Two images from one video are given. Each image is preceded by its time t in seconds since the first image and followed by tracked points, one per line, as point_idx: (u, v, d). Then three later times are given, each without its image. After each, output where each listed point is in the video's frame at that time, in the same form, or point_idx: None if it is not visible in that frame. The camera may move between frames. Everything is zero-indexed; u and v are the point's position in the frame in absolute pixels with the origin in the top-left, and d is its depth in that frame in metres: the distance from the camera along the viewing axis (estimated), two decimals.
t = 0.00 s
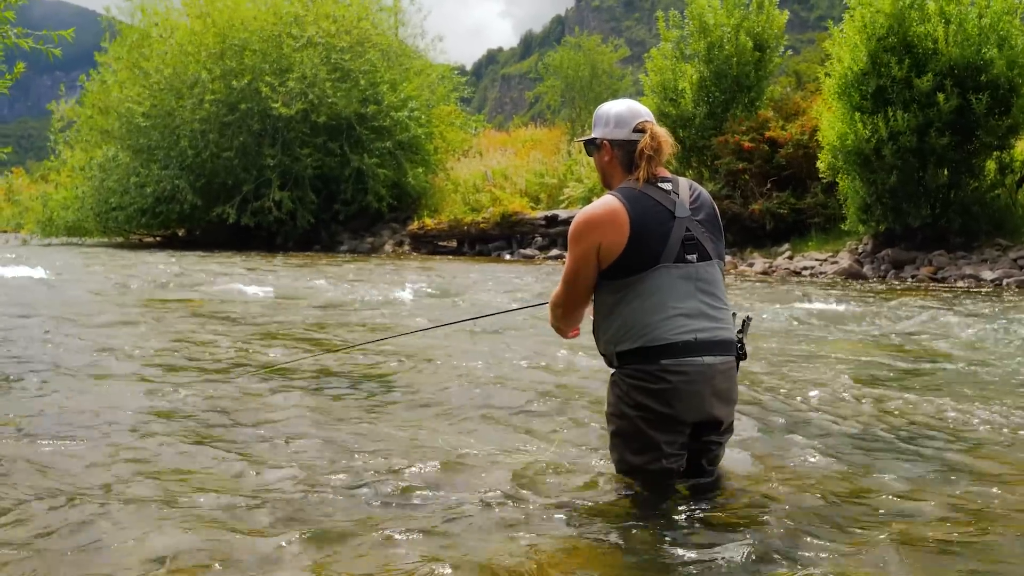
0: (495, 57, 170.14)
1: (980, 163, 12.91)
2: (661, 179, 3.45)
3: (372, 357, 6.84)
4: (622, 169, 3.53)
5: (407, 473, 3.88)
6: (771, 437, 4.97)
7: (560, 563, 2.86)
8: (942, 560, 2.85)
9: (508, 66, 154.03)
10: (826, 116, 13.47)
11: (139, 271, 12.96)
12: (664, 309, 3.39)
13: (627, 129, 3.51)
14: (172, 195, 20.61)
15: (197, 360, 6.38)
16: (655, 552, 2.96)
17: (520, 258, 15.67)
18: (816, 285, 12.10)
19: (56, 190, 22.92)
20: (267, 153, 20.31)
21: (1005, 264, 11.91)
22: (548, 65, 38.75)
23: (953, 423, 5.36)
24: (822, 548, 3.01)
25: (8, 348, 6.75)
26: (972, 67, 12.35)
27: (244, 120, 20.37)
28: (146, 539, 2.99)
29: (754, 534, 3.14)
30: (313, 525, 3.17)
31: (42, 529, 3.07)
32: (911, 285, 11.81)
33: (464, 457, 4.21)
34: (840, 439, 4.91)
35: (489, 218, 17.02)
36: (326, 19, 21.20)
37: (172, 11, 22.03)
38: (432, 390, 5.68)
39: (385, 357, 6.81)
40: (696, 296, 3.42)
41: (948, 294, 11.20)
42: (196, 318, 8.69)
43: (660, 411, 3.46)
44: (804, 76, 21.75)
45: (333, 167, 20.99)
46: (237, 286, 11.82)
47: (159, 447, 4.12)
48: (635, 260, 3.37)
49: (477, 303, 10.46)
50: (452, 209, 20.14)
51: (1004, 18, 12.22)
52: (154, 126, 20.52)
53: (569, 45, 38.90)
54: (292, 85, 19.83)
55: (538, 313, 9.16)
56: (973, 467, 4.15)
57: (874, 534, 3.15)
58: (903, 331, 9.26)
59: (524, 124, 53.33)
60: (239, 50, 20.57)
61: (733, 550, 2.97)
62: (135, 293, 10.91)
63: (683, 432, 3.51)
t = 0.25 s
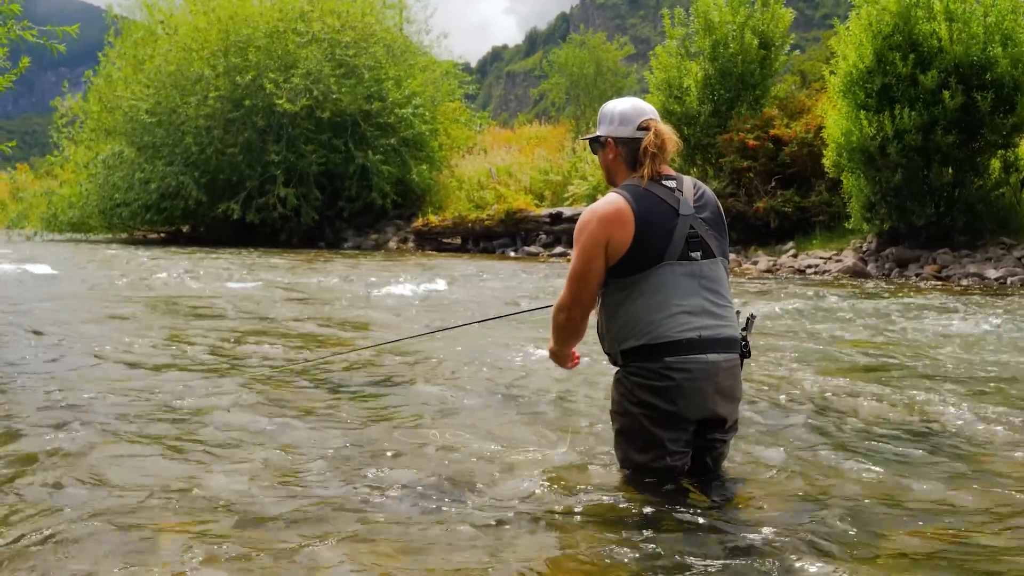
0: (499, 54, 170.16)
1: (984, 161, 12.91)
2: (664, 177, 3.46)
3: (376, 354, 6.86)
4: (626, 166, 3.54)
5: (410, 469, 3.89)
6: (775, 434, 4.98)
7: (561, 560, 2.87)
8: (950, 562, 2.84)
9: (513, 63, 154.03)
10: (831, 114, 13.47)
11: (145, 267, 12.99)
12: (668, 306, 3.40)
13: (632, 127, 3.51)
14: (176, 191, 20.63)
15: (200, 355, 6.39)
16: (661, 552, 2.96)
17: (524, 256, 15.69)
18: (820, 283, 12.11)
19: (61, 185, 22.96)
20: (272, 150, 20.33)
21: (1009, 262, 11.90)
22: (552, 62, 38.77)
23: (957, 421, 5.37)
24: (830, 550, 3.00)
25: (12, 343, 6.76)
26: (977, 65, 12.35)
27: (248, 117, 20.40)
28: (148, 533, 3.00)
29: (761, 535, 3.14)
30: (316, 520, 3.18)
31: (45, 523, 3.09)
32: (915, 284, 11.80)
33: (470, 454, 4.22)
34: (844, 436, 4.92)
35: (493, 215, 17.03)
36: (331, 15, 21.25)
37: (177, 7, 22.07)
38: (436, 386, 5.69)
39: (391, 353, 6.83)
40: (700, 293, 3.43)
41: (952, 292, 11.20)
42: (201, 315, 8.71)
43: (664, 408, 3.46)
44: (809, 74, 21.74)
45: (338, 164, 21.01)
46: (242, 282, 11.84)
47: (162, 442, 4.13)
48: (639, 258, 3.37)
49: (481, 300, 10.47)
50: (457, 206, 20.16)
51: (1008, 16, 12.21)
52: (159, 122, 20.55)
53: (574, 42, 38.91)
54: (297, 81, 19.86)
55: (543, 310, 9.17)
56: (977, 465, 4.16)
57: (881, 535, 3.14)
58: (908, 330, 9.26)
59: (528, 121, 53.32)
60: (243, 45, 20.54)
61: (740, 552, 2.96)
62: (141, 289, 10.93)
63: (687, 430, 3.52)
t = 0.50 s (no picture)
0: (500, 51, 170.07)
1: (983, 159, 12.91)
2: (661, 174, 3.46)
3: (373, 354, 6.86)
4: (623, 164, 3.54)
5: (404, 471, 3.90)
6: (772, 431, 4.98)
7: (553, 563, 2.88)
8: (950, 564, 2.83)
9: (513, 61, 154.03)
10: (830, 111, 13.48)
11: (144, 266, 12.98)
12: (663, 304, 3.40)
13: (629, 125, 3.52)
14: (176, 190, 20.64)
15: (196, 356, 6.39)
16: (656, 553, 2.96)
17: (523, 254, 15.69)
18: (819, 281, 12.11)
19: (60, 183, 22.96)
20: (271, 148, 20.32)
21: (1008, 260, 11.90)
22: (551, 59, 38.78)
23: (954, 418, 5.37)
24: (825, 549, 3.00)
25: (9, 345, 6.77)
26: (976, 63, 12.35)
27: (247, 115, 20.40)
28: (140, 540, 3.00)
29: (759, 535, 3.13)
30: (308, 527, 3.19)
31: (37, 530, 3.09)
32: (913, 281, 11.79)
33: (466, 454, 4.22)
34: (841, 434, 4.91)
35: (492, 213, 17.03)
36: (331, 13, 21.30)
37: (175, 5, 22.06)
38: (432, 387, 5.69)
39: (388, 353, 6.83)
40: (696, 290, 3.43)
41: (950, 289, 11.20)
42: (199, 314, 8.71)
43: (660, 406, 3.47)
44: (808, 71, 21.74)
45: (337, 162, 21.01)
46: (241, 280, 11.84)
47: (156, 445, 4.14)
48: (634, 254, 3.37)
49: (479, 298, 10.48)
50: (456, 203, 20.17)
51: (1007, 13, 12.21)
52: (158, 121, 20.55)
53: (574, 38, 38.91)
54: (296, 78, 19.87)
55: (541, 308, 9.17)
56: (972, 462, 4.15)
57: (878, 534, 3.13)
58: (906, 327, 9.26)
59: (528, 118, 53.32)
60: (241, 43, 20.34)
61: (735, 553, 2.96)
62: (139, 288, 10.93)
63: (684, 427, 3.52)
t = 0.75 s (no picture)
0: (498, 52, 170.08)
1: (980, 159, 12.91)
2: (655, 175, 3.46)
3: (368, 354, 6.86)
4: (617, 165, 3.54)
5: (397, 469, 3.90)
6: (765, 432, 4.97)
7: (545, 562, 2.87)
8: (941, 565, 2.81)
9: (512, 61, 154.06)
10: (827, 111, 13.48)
11: (140, 267, 12.98)
12: (657, 304, 3.39)
13: (623, 125, 3.52)
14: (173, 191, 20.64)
15: (191, 357, 6.39)
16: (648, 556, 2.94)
17: (521, 254, 15.68)
18: (816, 281, 12.10)
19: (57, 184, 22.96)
20: (268, 148, 20.32)
21: (1005, 260, 11.89)
22: (548, 60, 38.81)
23: (947, 418, 5.37)
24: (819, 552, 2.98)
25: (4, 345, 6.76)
26: (974, 63, 12.34)
27: (245, 116, 20.39)
28: (132, 536, 3.00)
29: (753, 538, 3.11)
30: (300, 524, 3.18)
31: (29, 527, 3.09)
32: (911, 281, 11.79)
33: (459, 454, 4.21)
34: (833, 434, 4.91)
35: (489, 213, 17.03)
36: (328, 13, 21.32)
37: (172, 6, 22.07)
38: (426, 388, 5.70)
39: (383, 354, 6.83)
40: (690, 292, 3.42)
41: (946, 289, 11.20)
42: (195, 315, 8.71)
43: (655, 407, 3.46)
44: (806, 71, 21.75)
45: (334, 162, 21.01)
46: (237, 282, 11.84)
47: (149, 443, 4.13)
48: (628, 256, 3.37)
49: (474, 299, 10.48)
50: (454, 204, 20.17)
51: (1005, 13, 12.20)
52: (155, 122, 20.55)
53: (571, 39, 38.94)
54: (293, 79, 19.86)
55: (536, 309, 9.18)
56: (964, 462, 4.15)
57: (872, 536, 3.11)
58: (901, 327, 9.26)
59: (525, 118, 53.34)
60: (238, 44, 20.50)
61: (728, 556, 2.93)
62: (135, 288, 10.93)
63: (680, 428, 3.52)
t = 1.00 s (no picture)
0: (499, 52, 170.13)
1: (980, 157, 12.89)
2: (651, 174, 3.44)
3: (364, 355, 6.86)
4: (613, 164, 3.53)
5: (390, 468, 3.89)
6: (759, 430, 4.97)
7: (540, 560, 2.86)
8: (932, 560, 2.79)
9: (513, 62, 154.16)
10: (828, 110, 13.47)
11: (138, 269, 12.97)
12: (652, 304, 3.38)
13: (619, 124, 3.51)
14: (173, 193, 20.64)
15: (186, 360, 6.38)
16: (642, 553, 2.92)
17: (520, 255, 15.67)
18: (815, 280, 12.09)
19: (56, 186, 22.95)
20: (267, 150, 20.31)
21: (1005, 258, 11.87)
22: (546, 60, 38.85)
23: (941, 416, 5.37)
24: (816, 548, 2.96)
25: None
26: (974, 61, 12.31)
27: (244, 117, 20.39)
28: (123, 539, 2.99)
29: (750, 533, 3.09)
30: (294, 524, 3.17)
31: (20, 531, 3.07)
32: (911, 280, 11.78)
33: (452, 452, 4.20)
34: (827, 433, 4.90)
35: (489, 213, 17.02)
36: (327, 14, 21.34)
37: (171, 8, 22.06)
38: (421, 388, 5.69)
39: (377, 355, 6.83)
40: (686, 291, 3.41)
41: (946, 288, 11.19)
42: (192, 316, 8.69)
43: (650, 407, 3.46)
44: (805, 70, 21.75)
45: (334, 163, 21.01)
46: (234, 282, 11.83)
47: (140, 446, 4.12)
48: (622, 255, 3.37)
49: (471, 299, 10.48)
50: (453, 205, 20.17)
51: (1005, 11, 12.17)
52: (154, 124, 20.55)
53: (569, 39, 38.99)
54: (293, 80, 19.86)
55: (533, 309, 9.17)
56: (958, 461, 4.15)
57: (869, 532, 3.09)
58: (899, 325, 9.26)
59: (525, 118, 53.37)
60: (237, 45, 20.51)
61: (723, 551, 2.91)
62: (133, 290, 10.91)
63: (676, 428, 3.51)
